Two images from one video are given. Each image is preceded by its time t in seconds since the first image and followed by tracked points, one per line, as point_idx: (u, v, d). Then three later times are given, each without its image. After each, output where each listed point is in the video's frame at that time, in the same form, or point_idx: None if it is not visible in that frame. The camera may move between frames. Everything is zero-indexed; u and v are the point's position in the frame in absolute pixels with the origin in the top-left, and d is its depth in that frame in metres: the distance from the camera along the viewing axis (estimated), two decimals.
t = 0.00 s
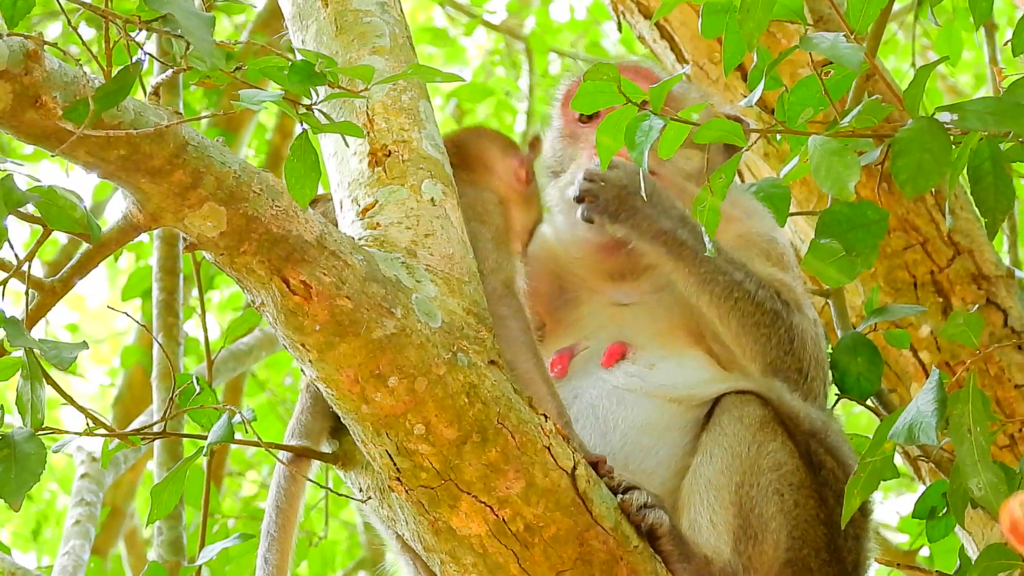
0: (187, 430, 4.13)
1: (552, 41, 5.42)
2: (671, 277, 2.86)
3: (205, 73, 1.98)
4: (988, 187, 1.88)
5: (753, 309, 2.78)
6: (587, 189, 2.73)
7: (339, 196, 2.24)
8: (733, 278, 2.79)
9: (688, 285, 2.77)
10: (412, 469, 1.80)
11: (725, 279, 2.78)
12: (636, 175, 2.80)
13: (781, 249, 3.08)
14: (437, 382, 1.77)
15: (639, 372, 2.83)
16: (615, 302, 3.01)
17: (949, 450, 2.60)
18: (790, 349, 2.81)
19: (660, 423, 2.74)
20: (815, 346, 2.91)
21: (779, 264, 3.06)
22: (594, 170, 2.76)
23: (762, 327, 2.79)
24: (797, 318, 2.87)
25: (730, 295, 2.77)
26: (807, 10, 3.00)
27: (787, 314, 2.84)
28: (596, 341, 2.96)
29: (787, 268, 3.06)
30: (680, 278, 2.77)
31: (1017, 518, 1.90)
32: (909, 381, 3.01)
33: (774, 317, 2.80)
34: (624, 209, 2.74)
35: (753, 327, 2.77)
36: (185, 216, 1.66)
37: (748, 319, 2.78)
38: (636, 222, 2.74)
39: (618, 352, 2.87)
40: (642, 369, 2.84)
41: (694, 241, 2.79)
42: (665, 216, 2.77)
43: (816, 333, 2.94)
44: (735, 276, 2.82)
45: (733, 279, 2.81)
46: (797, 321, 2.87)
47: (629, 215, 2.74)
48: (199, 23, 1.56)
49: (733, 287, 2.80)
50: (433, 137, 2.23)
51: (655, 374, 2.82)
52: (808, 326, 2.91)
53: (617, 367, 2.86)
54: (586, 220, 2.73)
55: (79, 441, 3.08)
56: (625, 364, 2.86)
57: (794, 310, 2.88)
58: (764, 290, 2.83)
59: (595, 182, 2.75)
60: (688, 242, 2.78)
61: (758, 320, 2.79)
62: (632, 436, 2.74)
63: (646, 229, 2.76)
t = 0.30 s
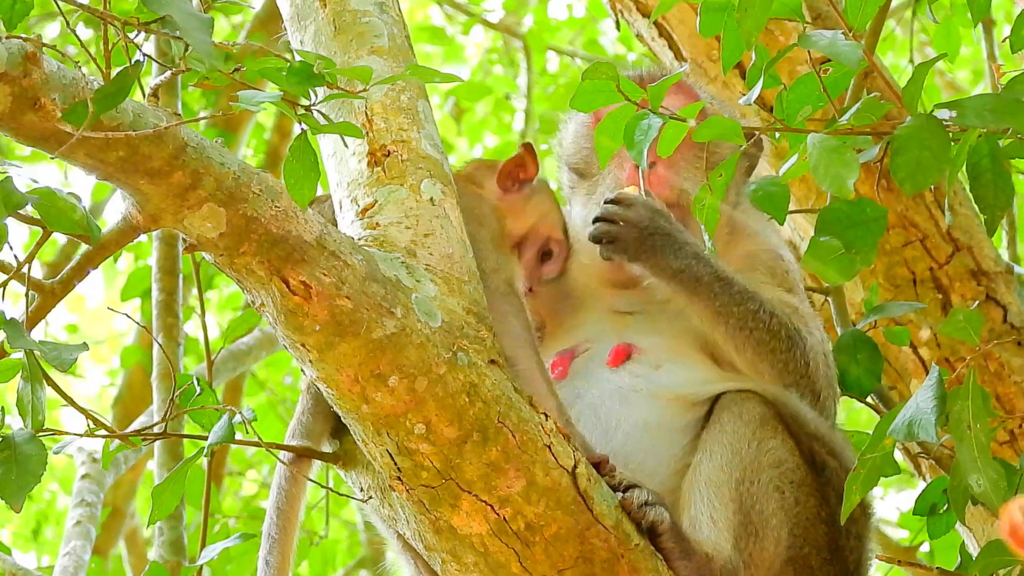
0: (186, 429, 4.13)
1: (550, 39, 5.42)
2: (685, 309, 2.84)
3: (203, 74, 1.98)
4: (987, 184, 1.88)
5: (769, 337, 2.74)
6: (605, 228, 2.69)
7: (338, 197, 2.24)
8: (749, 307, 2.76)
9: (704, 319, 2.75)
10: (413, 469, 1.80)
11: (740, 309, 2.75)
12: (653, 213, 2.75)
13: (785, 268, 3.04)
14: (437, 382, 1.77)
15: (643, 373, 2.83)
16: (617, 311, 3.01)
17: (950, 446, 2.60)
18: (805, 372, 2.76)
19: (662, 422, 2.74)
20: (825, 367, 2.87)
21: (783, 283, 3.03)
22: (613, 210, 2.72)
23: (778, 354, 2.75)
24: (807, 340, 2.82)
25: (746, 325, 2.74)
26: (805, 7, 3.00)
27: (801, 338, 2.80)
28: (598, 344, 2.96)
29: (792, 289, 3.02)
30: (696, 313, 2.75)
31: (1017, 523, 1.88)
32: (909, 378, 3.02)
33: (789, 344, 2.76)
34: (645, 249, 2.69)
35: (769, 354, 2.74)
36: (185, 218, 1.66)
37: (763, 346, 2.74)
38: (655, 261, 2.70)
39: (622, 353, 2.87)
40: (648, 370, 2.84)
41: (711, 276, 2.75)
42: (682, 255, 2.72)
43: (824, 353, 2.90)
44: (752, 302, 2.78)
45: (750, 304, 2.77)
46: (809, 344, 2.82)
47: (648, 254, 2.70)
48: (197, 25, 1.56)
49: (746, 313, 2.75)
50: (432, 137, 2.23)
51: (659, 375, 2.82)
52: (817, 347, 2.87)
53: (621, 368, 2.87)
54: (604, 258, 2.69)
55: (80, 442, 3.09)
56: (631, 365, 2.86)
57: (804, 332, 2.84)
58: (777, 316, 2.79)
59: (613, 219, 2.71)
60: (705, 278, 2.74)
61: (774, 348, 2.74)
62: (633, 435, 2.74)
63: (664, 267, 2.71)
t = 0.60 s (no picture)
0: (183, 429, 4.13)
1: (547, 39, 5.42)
2: (686, 313, 2.84)
3: (200, 73, 1.98)
4: (984, 183, 1.88)
5: (770, 341, 2.74)
6: (615, 231, 2.66)
7: (335, 196, 2.24)
8: (750, 311, 2.76)
9: (706, 322, 2.74)
10: (410, 468, 1.80)
11: (742, 312, 2.75)
12: (660, 217, 2.75)
13: (784, 273, 3.04)
14: (434, 381, 1.77)
15: (643, 373, 2.83)
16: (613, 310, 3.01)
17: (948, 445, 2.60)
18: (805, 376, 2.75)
19: (661, 421, 2.75)
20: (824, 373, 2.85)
21: (782, 288, 3.02)
22: (622, 213, 2.69)
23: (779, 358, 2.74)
24: (807, 345, 2.81)
25: (748, 328, 2.73)
26: (802, 6, 3.00)
27: (801, 343, 2.80)
28: (597, 344, 2.95)
29: (792, 295, 3.02)
30: (698, 316, 2.74)
31: (1015, 521, 1.81)
32: (906, 378, 3.02)
33: (791, 348, 2.75)
34: (652, 255, 2.69)
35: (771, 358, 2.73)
36: (182, 217, 1.65)
37: (764, 350, 2.74)
38: (661, 266, 2.71)
39: (623, 353, 2.86)
40: (647, 370, 2.83)
41: (714, 279, 2.77)
42: (687, 260, 2.73)
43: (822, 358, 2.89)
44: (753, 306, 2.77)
45: (751, 308, 2.76)
46: (810, 349, 2.80)
47: (655, 259, 2.70)
48: (194, 24, 1.56)
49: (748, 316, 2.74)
50: (429, 136, 2.23)
51: (658, 374, 2.82)
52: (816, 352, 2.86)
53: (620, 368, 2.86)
54: (612, 261, 2.67)
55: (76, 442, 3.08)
56: (630, 365, 2.85)
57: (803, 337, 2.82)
58: (778, 321, 2.78)
59: (624, 221, 2.68)
60: (709, 282, 2.76)
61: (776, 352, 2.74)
62: (631, 434, 2.74)
63: (669, 272, 2.72)
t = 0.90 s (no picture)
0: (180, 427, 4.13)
1: (545, 39, 5.43)
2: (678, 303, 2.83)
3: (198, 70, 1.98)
4: (982, 183, 1.88)
5: (762, 331, 2.73)
6: (610, 215, 2.64)
7: (332, 194, 2.24)
8: (743, 301, 2.75)
9: (698, 312, 2.73)
10: (406, 466, 1.80)
11: (735, 302, 2.75)
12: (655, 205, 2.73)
13: (778, 268, 3.04)
14: (431, 379, 1.77)
15: (640, 373, 2.82)
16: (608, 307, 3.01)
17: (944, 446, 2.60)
18: (798, 369, 2.74)
19: (657, 421, 2.75)
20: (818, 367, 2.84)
21: (777, 285, 3.02)
22: (618, 198, 2.68)
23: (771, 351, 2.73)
24: (798, 338, 2.81)
25: (740, 318, 2.73)
26: (800, 7, 3.00)
27: (793, 335, 2.80)
28: (596, 345, 2.94)
29: (785, 289, 3.02)
30: (690, 304, 2.74)
31: (1012, 518, 1.89)
32: (903, 378, 3.02)
33: (783, 340, 2.75)
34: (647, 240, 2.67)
35: (762, 348, 2.72)
36: (179, 214, 1.65)
37: (756, 341, 2.73)
38: (655, 252, 2.69)
39: (620, 353, 2.85)
40: (645, 370, 2.83)
41: (706, 268, 2.75)
42: (681, 248, 2.72)
43: (815, 353, 2.88)
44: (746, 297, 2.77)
45: (744, 299, 2.76)
46: (802, 343, 2.80)
47: (649, 245, 2.69)
48: (192, 20, 1.56)
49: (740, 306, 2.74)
50: (426, 134, 2.23)
51: (655, 374, 2.82)
52: (809, 346, 2.85)
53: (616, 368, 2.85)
54: (605, 246, 2.64)
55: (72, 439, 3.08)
56: (627, 365, 2.84)
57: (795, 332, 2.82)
58: (771, 312, 2.78)
59: (619, 206, 2.67)
60: (702, 270, 2.74)
61: (769, 344, 2.73)
62: (628, 433, 2.74)
63: (662, 258, 2.70)
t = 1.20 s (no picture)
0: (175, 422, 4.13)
1: (543, 37, 5.44)
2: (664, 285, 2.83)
3: (195, 64, 1.97)
4: (978, 182, 1.88)
5: (745, 316, 2.73)
6: (595, 192, 2.69)
7: (329, 189, 2.24)
8: (728, 284, 2.76)
9: (682, 293, 2.74)
10: (401, 462, 1.80)
11: (719, 285, 2.75)
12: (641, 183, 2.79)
13: (768, 258, 3.06)
14: (426, 375, 1.77)
15: (632, 370, 2.82)
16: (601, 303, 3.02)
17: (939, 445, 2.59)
18: (781, 354, 2.74)
19: (651, 418, 2.75)
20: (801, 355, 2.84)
21: (767, 274, 3.04)
22: (605, 174, 2.72)
23: (755, 335, 2.73)
24: (782, 325, 2.81)
25: (724, 301, 2.72)
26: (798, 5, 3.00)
27: (777, 321, 2.80)
28: (589, 341, 2.93)
29: (773, 279, 3.03)
30: (674, 285, 2.74)
31: (1008, 508, 1.93)
32: (898, 377, 3.02)
33: (767, 325, 2.75)
34: (631, 219, 2.72)
35: (746, 333, 2.72)
36: (175, 208, 1.65)
37: (739, 325, 2.73)
38: (638, 232, 2.72)
39: (612, 350, 2.85)
40: (637, 366, 2.83)
41: (689, 249, 2.76)
42: (665, 228, 2.74)
43: (800, 341, 2.88)
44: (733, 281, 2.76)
45: (729, 283, 2.76)
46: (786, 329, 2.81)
47: (633, 224, 2.72)
48: (188, 14, 1.56)
49: (724, 289, 2.74)
50: (423, 130, 2.23)
51: (648, 372, 2.82)
52: (792, 333, 2.85)
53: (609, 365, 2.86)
54: (589, 222, 2.70)
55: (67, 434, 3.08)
56: (620, 362, 2.85)
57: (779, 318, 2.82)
58: (755, 297, 2.78)
59: (606, 182, 2.72)
60: (684, 250, 2.75)
61: (752, 329, 2.73)
62: (623, 430, 2.74)
63: (646, 238, 2.72)
